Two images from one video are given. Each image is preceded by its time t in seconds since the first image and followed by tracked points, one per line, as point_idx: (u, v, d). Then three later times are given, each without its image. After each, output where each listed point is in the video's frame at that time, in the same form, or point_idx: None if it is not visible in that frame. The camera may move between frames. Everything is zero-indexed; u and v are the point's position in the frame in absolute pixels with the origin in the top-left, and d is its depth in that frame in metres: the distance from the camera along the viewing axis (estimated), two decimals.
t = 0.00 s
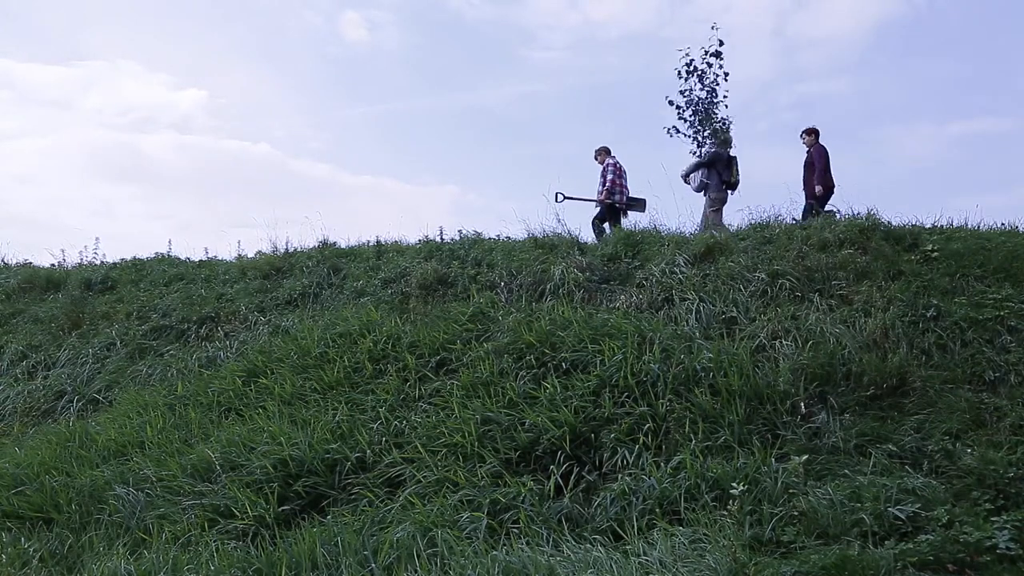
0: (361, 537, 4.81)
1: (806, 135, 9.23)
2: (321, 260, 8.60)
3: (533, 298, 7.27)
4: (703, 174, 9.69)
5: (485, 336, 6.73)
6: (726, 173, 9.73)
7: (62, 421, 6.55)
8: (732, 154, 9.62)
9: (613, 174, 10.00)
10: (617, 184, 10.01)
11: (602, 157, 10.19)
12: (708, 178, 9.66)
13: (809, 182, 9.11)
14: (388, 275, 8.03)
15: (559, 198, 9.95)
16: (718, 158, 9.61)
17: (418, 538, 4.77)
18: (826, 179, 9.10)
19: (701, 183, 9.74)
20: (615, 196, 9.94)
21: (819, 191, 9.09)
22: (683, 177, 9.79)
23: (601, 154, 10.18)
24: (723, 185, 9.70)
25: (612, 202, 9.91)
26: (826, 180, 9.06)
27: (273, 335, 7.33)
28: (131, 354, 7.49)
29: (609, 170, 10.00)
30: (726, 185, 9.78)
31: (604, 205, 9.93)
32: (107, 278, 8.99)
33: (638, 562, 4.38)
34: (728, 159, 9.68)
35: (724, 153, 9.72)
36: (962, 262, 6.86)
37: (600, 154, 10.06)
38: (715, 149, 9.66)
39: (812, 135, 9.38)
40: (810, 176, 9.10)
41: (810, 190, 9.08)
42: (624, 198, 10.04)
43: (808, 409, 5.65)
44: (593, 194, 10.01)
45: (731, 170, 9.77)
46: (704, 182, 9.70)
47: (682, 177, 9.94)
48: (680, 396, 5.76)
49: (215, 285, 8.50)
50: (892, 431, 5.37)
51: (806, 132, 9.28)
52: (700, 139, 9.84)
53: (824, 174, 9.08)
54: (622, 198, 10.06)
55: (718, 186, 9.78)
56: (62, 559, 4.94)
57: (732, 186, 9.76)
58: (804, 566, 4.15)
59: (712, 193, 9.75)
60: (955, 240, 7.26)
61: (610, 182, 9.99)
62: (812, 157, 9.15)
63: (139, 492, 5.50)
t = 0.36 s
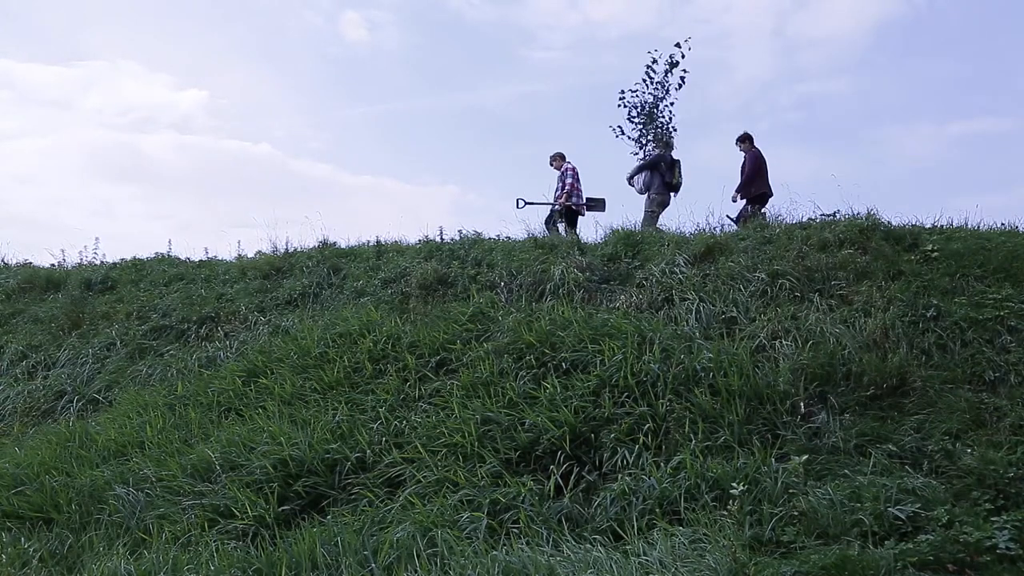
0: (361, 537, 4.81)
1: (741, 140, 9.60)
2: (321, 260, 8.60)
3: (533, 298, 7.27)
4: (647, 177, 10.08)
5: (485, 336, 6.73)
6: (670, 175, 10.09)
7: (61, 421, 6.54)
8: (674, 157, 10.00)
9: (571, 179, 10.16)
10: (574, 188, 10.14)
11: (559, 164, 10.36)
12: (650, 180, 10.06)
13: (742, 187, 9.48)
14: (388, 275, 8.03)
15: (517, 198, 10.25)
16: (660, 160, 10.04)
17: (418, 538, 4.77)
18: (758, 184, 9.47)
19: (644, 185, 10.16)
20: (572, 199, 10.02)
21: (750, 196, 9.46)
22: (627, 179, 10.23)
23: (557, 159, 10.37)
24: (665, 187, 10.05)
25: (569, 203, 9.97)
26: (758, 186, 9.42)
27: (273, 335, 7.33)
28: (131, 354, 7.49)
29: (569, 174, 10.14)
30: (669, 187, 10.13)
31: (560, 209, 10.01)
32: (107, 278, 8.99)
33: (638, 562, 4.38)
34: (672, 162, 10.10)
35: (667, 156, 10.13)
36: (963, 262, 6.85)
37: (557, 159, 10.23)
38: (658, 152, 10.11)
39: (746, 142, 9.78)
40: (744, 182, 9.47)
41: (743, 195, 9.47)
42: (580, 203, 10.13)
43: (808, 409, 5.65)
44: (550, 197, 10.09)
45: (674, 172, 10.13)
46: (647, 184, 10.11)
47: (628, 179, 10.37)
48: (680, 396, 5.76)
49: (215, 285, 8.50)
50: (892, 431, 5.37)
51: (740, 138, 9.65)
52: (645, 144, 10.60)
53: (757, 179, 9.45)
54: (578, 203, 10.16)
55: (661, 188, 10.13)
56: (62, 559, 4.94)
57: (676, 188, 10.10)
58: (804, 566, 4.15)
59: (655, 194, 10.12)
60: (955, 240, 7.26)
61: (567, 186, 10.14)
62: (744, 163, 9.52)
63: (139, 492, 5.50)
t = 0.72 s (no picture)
0: (361, 537, 4.82)
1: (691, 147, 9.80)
2: (321, 260, 8.60)
3: (533, 298, 7.26)
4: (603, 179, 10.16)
5: (485, 336, 6.73)
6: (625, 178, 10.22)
7: (62, 421, 6.54)
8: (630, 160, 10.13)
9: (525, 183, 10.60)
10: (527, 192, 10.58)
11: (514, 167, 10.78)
12: (606, 182, 10.14)
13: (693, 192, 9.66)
14: (388, 275, 8.03)
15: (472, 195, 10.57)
16: (616, 163, 10.15)
17: (418, 538, 4.77)
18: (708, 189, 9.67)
19: (600, 187, 10.18)
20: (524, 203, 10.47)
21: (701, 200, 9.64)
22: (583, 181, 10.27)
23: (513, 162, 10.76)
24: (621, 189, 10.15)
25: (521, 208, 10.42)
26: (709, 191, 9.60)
27: (273, 335, 7.33)
28: (131, 354, 7.49)
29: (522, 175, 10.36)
30: (625, 190, 10.24)
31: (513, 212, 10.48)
32: (107, 278, 8.99)
33: (638, 562, 4.38)
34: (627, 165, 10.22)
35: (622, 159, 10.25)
36: (963, 262, 6.85)
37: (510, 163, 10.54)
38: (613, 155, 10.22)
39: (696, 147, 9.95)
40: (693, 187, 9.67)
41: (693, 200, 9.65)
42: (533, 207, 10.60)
43: (808, 409, 5.65)
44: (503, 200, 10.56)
45: (629, 176, 10.26)
46: (603, 187, 10.18)
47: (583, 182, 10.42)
48: (680, 396, 5.76)
49: (215, 285, 8.50)
50: (892, 431, 5.37)
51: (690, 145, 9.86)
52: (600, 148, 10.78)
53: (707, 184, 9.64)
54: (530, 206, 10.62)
55: (617, 191, 10.21)
56: (62, 559, 4.94)
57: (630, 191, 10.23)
58: (804, 566, 4.15)
59: (611, 196, 10.17)
60: (955, 241, 7.26)
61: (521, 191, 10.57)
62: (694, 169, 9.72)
63: (139, 492, 5.50)
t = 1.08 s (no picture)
0: (370, 536, 4.83)
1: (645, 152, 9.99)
2: (329, 261, 8.62)
3: (541, 298, 7.26)
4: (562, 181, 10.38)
5: (493, 337, 6.73)
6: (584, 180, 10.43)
7: (72, 421, 6.58)
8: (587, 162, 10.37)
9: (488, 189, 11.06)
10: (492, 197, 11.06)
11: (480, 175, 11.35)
12: (566, 185, 10.37)
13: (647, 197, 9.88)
14: (395, 275, 8.04)
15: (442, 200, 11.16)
16: (575, 165, 10.37)
17: (426, 539, 4.77)
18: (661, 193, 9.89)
19: (560, 190, 10.39)
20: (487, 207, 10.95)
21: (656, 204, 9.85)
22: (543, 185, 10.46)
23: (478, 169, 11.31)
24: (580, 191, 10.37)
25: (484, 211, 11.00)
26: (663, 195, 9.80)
27: (281, 335, 7.36)
28: (140, 354, 7.53)
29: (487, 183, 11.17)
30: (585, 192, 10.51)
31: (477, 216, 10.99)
32: (117, 278, 9.05)
33: (646, 563, 4.38)
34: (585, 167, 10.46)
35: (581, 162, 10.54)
36: (973, 261, 6.81)
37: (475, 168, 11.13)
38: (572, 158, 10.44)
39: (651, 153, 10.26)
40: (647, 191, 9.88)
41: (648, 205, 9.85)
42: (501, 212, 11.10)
43: (817, 409, 5.62)
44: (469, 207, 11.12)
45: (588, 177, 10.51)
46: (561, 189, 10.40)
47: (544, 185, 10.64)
48: (687, 396, 5.75)
49: (224, 286, 8.54)
50: (902, 431, 5.34)
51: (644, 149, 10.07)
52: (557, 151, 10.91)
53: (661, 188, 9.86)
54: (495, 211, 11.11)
55: (577, 193, 10.49)
56: (73, 558, 4.98)
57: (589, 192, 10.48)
58: (814, 567, 4.13)
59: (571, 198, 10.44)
60: (965, 240, 7.22)
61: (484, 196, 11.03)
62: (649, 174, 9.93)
63: (149, 491, 5.52)
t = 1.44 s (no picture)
0: (405, 535, 4.85)
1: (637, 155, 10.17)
2: (363, 261, 8.69)
3: (574, 298, 7.24)
4: (553, 189, 10.90)
5: (526, 337, 6.72)
6: (573, 188, 10.93)
7: (114, 420, 6.69)
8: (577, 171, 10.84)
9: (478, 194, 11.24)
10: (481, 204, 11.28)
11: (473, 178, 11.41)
12: (555, 193, 10.88)
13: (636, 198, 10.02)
14: (429, 275, 8.08)
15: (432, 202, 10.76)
16: (565, 174, 10.88)
17: (461, 538, 4.78)
18: (650, 194, 10.02)
19: (549, 197, 10.94)
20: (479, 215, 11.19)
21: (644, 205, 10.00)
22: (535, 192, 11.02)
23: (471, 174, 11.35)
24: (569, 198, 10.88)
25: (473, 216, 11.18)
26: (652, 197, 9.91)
27: (317, 335, 7.42)
28: (179, 354, 7.65)
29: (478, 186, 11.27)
30: (574, 200, 10.97)
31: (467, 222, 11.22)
32: (156, 280, 9.20)
33: (683, 564, 4.34)
34: (575, 176, 10.95)
35: (572, 170, 10.96)
36: (1017, 259, 6.66)
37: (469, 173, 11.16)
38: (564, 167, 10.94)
39: (644, 155, 10.53)
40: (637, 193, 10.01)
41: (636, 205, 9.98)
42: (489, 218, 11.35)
43: (855, 410, 5.53)
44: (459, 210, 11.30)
45: (578, 186, 10.99)
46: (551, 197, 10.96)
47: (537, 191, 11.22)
48: (723, 396, 5.70)
49: (260, 287, 8.64)
50: (944, 433, 5.23)
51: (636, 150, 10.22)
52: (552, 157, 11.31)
53: (650, 189, 9.99)
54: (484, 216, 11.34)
55: (566, 201, 10.93)
56: (116, 554, 5.07)
57: (578, 200, 10.97)
58: (854, 570, 4.06)
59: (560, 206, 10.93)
60: (1009, 237, 7.07)
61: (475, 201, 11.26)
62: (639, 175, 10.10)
63: (189, 489, 5.60)
